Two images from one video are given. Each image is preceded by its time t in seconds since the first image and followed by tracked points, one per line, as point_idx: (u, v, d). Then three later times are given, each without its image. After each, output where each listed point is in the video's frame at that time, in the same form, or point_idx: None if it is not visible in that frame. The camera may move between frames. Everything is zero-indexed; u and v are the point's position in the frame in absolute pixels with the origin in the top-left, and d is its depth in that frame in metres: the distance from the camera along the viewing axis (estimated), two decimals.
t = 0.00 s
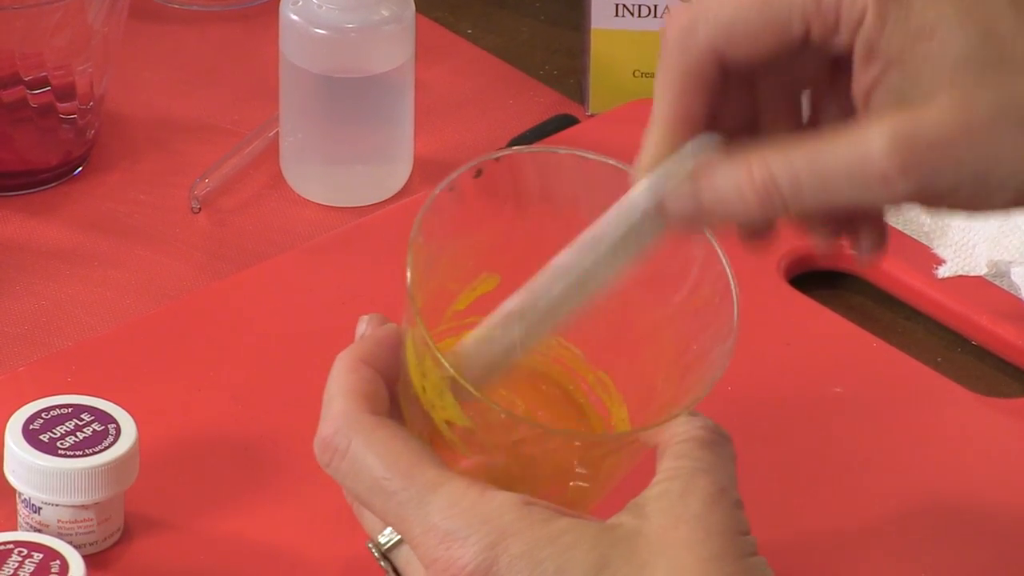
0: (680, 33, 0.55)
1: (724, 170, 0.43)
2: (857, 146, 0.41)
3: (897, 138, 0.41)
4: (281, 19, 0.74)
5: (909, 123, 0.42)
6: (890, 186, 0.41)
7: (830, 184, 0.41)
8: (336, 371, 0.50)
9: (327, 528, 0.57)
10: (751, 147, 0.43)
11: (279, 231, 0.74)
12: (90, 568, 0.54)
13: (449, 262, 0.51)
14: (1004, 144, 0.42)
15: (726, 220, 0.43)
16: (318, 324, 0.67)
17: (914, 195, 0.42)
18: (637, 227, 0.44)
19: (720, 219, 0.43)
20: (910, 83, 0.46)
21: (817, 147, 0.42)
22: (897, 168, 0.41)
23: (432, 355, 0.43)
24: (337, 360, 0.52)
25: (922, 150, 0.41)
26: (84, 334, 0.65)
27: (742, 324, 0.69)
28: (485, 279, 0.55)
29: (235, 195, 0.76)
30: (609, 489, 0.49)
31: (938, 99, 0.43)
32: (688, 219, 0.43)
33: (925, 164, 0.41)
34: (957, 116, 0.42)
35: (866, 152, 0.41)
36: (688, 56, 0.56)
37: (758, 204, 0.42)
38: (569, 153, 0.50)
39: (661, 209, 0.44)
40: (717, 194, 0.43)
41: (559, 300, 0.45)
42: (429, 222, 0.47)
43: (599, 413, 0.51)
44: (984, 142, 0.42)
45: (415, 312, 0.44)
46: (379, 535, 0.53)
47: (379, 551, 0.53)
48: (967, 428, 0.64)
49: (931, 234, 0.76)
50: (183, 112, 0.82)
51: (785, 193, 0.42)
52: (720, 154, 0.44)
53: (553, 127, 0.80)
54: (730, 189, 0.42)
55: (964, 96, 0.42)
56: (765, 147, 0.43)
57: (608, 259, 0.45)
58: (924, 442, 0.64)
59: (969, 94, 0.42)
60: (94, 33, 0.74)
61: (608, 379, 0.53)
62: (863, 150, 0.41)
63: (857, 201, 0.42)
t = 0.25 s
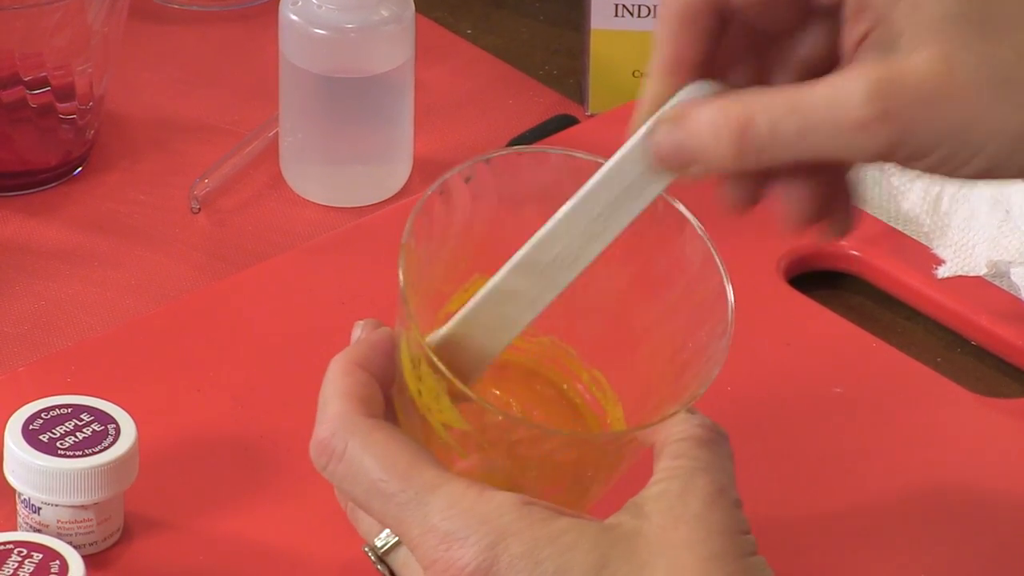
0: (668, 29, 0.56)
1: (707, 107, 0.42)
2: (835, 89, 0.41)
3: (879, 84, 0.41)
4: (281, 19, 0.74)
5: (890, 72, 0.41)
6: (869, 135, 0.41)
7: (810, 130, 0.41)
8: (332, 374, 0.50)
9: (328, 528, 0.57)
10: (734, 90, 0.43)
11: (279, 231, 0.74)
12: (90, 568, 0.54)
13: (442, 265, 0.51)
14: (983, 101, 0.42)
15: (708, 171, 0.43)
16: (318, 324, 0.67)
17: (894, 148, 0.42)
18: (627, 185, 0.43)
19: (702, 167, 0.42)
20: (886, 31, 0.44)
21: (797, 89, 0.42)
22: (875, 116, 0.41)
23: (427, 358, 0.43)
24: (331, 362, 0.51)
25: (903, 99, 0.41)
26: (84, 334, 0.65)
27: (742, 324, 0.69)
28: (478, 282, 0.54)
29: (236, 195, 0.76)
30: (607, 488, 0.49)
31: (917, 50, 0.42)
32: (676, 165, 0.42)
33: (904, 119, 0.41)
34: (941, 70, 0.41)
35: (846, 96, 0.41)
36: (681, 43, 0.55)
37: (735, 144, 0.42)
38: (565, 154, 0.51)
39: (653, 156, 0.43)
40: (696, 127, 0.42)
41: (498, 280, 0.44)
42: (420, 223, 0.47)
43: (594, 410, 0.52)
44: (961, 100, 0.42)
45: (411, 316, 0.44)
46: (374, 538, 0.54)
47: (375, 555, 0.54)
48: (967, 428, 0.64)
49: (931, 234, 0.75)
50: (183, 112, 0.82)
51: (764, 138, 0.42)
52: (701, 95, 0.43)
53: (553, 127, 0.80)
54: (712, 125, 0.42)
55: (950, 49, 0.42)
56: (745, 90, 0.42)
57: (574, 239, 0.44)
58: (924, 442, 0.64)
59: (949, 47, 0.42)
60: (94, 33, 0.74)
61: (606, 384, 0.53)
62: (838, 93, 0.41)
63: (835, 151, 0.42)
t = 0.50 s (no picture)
0: (677, 48, 0.55)
1: (740, 167, 0.42)
2: (867, 111, 0.40)
3: (907, 98, 0.40)
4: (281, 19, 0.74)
5: (914, 85, 0.41)
6: (904, 146, 0.40)
7: (850, 160, 0.40)
8: (334, 373, 0.51)
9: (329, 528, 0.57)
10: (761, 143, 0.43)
11: (279, 231, 0.74)
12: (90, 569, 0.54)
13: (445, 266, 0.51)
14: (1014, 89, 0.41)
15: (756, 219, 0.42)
16: (318, 325, 0.67)
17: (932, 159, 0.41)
18: (676, 251, 0.45)
19: (743, 218, 0.42)
20: (913, 50, 0.45)
21: (827, 123, 0.41)
22: (909, 124, 0.40)
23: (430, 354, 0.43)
24: (335, 362, 0.52)
25: (933, 109, 0.40)
26: (84, 334, 0.65)
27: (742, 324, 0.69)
28: (480, 285, 0.55)
29: (236, 195, 0.76)
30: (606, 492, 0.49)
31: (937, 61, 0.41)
32: (713, 221, 0.43)
33: (937, 125, 0.40)
34: (962, 78, 0.41)
35: (878, 117, 0.40)
36: (691, 62, 0.55)
37: (779, 187, 0.41)
38: (570, 158, 0.51)
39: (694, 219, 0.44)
40: (735, 188, 0.42)
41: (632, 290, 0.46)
42: (424, 223, 0.47)
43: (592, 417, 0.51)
44: (988, 96, 0.41)
45: (415, 314, 0.44)
46: (375, 539, 0.53)
47: (375, 556, 0.53)
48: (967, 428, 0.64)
49: (932, 234, 0.75)
50: (183, 112, 0.82)
51: (803, 173, 0.41)
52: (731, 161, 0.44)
53: (553, 127, 0.80)
54: (745, 185, 0.42)
55: (965, 53, 0.41)
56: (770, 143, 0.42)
57: (659, 288, 0.46)
58: (924, 442, 0.64)
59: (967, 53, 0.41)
60: (94, 33, 0.74)
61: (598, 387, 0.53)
62: (874, 109, 0.40)
63: (873, 173, 0.41)
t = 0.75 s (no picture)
0: (690, 53, 0.50)
1: (744, 166, 0.43)
2: (865, 131, 0.41)
3: (907, 122, 0.40)
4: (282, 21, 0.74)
5: (916, 104, 0.41)
6: (900, 162, 0.41)
7: (845, 176, 0.41)
8: (353, 360, 0.50)
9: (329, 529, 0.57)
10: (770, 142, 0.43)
11: (279, 232, 0.74)
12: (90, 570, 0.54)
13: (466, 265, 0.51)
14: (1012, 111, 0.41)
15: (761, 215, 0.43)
16: (318, 326, 0.67)
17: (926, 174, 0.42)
18: (681, 236, 0.45)
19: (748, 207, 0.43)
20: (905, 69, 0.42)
21: (827, 134, 0.41)
22: (906, 145, 0.40)
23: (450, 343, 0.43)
24: (354, 351, 0.51)
25: (932, 130, 0.40)
26: (84, 335, 0.65)
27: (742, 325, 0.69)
28: (497, 291, 0.55)
29: (236, 197, 0.76)
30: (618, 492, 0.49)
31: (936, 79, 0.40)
32: (722, 207, 0.44)
33: (935, 148, 0.41)
34: (960, 100, 0.40)
35: (875, 136, 0.40)
36: (700, 66, 0.49)
37: (776, 199, 0.42)
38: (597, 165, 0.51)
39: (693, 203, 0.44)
40: (741, 182, 0.43)
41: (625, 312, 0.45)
42: (449, 219, 0.47)
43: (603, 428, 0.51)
44: (987, 116, 0.40)
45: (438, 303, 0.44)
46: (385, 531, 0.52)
47: (385, 548, 0.51)
48: (967, 429, 0.64)
49: (932, 236, 0.76)
50: (183, 113, 0.82)
51: (800, 188, 0.42)
52: (731, 153, 0.44)
53: (554, 129, 0.80)
54: (745, 185, 0.43)
55: (970, 71, 0.40)
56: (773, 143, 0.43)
57: (667, 277, 0.45)
58: (925, 443, 0.64)
59: (974, 73, 0.40)
60: (95, 35, 0.74)
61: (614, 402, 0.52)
62: (872, 129, 0.41)
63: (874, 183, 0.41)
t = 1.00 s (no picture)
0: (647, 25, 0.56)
1: (666, 148, 0.45)
2: (794, 109, 0.44)
3: (832, 105, 0.44)
4: (281, 22, 0.74)
5: (847, 87, 0.44)
6: (825, 145, 0.44)
7: (763, 155, 0.44)
8: (341, 373, 0.51)
9: (329, 531, 0.57)
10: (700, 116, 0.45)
11: (279, 233, 0.74)
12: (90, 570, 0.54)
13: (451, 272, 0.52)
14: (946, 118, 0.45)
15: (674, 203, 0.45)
16: (318, 327, 0.67)
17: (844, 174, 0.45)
18: (609, 224, 0.46)
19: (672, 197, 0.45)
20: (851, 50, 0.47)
21: (760, 110, 0.44)
22: (829, 125, 0.44)
23: (435, 356, 0.43)
24: (342, 364, 0.52)
25: (857, 112, 0.44)
26: (84, 336, 0.65)
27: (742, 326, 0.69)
28: (486, 292, 0.55)
29: (236, 197, 0.76)
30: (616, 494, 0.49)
31: (877, 65, 0.45)
32: (647, 196, 0.45)
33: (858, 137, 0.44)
34: (896, 85, 0.44)
35: (801, 116, 0.44)
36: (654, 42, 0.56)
37: (692, 177, 0.45)
38: (580, 163, 0.51)
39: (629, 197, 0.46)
40: (655, 168, 0.45)
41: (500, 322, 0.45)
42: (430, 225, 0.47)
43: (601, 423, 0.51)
44: (919, 121, 0.44)
45: (420, 315, 0.44)
46: (378, 539, 0.53)
47: (379, 557, 0.52)
48: (967, 430, 0.64)
49: (931, 236, 0.76)
50: (183, 114, 0.82)
51: (720, 156, 0.44)
52: (675, 128, 0.47)
53: (553, 130, 0.80)
54: (672, 155, 0.45)
55: (906, 65, 0.44)
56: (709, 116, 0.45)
57: (535, 327, 0.45)
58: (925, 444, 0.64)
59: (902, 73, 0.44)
60: (95, 36, 0.74)
61: (614, 397, 0.53)
62: (798, 111, 0.44)
63: (795, 165, 0.44)
